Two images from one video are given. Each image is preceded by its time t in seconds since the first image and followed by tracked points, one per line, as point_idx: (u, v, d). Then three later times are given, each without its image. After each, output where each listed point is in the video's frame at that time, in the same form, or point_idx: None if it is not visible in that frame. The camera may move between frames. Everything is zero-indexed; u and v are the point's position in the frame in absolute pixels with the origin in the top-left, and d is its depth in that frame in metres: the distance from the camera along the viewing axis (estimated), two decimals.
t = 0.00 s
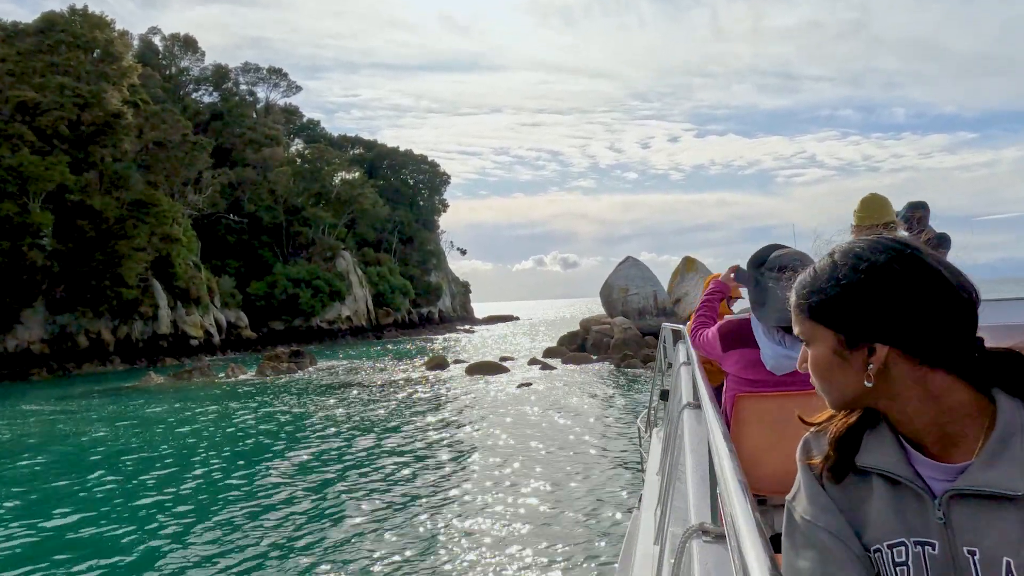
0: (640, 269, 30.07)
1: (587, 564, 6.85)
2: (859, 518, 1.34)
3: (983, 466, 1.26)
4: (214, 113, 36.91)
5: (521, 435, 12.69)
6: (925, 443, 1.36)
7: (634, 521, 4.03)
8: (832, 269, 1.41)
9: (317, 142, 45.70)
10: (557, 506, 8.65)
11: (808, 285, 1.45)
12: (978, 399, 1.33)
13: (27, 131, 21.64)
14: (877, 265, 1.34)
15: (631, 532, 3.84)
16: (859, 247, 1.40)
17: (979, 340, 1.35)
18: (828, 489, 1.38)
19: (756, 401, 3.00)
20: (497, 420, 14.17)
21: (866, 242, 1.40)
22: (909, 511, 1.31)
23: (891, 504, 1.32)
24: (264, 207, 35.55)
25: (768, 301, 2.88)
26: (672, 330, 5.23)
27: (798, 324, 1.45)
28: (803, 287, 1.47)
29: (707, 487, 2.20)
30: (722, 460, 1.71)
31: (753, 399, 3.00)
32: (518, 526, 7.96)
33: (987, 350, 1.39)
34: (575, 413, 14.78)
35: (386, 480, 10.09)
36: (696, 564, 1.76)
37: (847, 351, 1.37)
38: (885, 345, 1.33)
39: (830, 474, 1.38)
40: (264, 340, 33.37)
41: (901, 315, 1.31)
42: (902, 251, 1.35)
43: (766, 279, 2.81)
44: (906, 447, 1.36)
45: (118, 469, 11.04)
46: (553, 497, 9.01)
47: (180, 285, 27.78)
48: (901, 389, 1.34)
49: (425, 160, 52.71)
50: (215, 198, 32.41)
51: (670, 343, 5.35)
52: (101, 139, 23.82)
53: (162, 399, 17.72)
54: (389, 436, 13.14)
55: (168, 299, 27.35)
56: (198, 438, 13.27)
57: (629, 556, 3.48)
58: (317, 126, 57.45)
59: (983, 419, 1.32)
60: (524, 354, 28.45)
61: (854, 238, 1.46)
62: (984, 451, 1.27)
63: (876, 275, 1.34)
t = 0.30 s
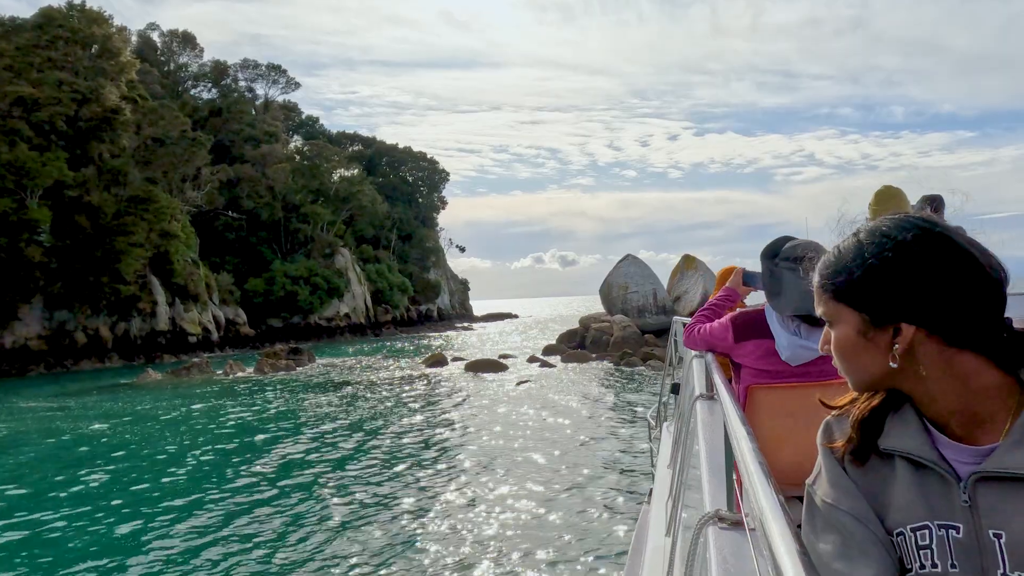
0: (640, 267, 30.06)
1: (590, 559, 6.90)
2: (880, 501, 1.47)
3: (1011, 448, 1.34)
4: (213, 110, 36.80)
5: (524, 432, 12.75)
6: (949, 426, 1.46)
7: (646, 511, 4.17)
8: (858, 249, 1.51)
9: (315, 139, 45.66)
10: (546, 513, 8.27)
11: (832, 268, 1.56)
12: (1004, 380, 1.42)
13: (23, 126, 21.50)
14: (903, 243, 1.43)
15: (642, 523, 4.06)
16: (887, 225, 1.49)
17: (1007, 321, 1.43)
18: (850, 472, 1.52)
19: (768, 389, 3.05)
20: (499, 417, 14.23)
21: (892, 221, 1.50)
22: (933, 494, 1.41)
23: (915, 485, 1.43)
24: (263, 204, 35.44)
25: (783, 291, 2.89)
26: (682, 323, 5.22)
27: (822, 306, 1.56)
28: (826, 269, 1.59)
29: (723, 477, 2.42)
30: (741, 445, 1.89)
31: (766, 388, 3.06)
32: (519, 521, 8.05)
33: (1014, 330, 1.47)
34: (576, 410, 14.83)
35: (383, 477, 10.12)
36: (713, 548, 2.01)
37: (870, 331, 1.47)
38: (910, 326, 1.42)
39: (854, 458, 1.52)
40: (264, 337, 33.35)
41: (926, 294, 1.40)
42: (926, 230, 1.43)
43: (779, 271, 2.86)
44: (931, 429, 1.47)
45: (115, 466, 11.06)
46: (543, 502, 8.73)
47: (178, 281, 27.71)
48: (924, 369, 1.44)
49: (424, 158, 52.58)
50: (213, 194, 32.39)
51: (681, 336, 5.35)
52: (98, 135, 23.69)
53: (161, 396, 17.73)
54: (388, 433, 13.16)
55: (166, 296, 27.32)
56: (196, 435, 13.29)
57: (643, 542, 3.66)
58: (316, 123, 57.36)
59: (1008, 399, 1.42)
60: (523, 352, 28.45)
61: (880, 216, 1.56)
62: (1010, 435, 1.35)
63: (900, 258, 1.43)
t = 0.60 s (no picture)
0: (639, 264, 30.02)
1: (589, 557, 6.88)
2: (889, 499, 1.44)
3: None
4: (211, 106, 36.68)
5: (523, 429, 12.74)
6: (964, 422, 1.43)
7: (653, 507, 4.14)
8: (872, 241, 1.48)
9: (314, 136, 45.57)
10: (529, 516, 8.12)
11: (842, 260, 1.54)
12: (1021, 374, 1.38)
13: (20, 121, 21.39)
14: (917, 235, 1.41)
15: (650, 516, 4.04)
16: (899, 217, 1.47)
17: None
18: (860, 468, 1.49)
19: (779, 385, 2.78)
20: (498, 415, 14.21)
21: (906, 212, 1.47)
22: (944, 492, 1.39)
23: (925, 482, 1.41)
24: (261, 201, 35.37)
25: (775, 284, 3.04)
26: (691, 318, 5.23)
27: (834, 298, 1.54)
28: (837, 260, 1.57)
29: (731, 472, 2.42)
30: (750, 441, 1.87)
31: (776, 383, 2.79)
32: (517, 518, 8.05)
33: None
34: (575, 408, 14.81)
35: (375, 475, 10.06)
36: (719, 543, 2.03)
37: (883, 326, 1.44)
38: (925, 320, 1.40)
39: (864, 454, 1.49)
40: (262, 334, 33.29)
41: (941, 286, 1.37)
42: (941, 222, 1.41)
43: (771, 266, 3.00)
44: (942, 425, 1.44)
45: (107, 463, 11.02)
46: (528, 503, 8.60)
47: (176, 278, 27.65)
48: (939, 365, 1.42)
49: (423, 155, 52.43)
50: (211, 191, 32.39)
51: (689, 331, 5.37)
52: (95, 131, 23.57)
53: (159, 393, 17.72)
54: (383, 431, 13.09)
55: (164, 292, 27.24)
56: (189, 432, 13.24)
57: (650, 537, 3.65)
58: (315, 120, 57.25)
59: None
60: (522, 349, 28.44)
61: (892, 207, 1.54)
62: None
63: (914, 250, 1.40)
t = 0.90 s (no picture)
0: (637, 261, 29.98)
1: (589, 554, 6.86)
2: (907, 497, 1.40)
3: None
4: (209, 101, 36.55)
5: (521, 427, 12.71)
6: (983, 421, 1.40)
7: (662, 504, 4.11)
8: (891, 236, 1.44)
9: (311, 131, 45.45)
10: (521, 513, 8.10)
11: (864, 255, 1.50)
12: None
13: (15, 115, 21.26)
14: (937, 233, 1.37)
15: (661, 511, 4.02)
16: (920, 213, 1.43)
17: None
18: (878, 466, 1.44)
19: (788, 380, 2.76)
20: (497, 412, 14.20)
21: (928, 208, 1.43)
22: (963, 490, 1.36)
23: (944, 481, 1.37)
24: (258, 196, 35.30)
25: (761, 286, 3.07)
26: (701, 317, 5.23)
27: (851, 296, 1.51)
28: (854, 257, 1.54)
29: (743, 468, 2.44)
30: (763, 437, 1.85)
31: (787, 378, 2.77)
32: (516, 515, 8.00)
33: None
34: (573, 405, 14.79)
35: (369, 473, 9.96)
36: (732, 537, 2.04)
37: (904, 324, 1.41)
38: (947, 318, 1.36)
39: (880, 451, 1.45)
40: (258, 330, 33.22)
41: (960, 285, 1.34)
42: (961, 219, 1.38)
43: (758, 267, 3.05)
44: (962, 423, 1.41)
45: (102, 459, 11.00)
46: (524, 499, 8.63)
47: (173, 274, 27.56)
48: (958, 360, 1.38)
49: (421, 150, 52.30)
50: (208, 186, 32.29)
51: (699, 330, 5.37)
52: (91, 125, 23.44)
53: (155, 389, 17.67)
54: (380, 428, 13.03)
55: (161, 288, 27.14)
56: (187, 428, 13.19)
57: (660, 532, 3.64)
58: (312, 115, 57.10)
59: None
60: (520, 346, 28.40)
61: (912, 205, 1.50)
62: None
63: (933, 245, 1.36)
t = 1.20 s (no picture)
0: (636, 259, 29.91)
1: (590, 554, 6.82)
2: (922, 497, 1.33)
3: None
4: (205, 97, 36.39)
5: (519, 426, 12.68)
6: (1002, 422, 1.34)
7: (672, 503, 4.07)
8: (907, 233, 1.38)
9: (308, 128, 45.29)
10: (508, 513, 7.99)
11: (878, 251, 1.44)
12: None
13: (10, 111, 21.14)
14: (954, 230, 1.31)
15: (669, 511, 3.99)
16: (939, 210, 1.37)
17: None
18: (892, 467, 1.38)
19: (800, 377, 2.71)
20: (494, 410, 14.15)
21: (945, 205, 1.38)
22: (980, 492, 1.30)
23: (959, 483, 1.31)
24: (254, 193, 35.18)
25: (760, 287, 3.07)
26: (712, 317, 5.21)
27: (865, 295, 1.46)
28: (868, 253, 1.48)
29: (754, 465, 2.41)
30: (777, 439, 1.79)
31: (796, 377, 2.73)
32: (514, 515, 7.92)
33: None
34: (571, 404, 14.75)
35: (358, 473, 9.84)
36: (742, 536, 2.02)
37: (918, 325, 1.36)
38: (965, 318, 1.31)
39: (895, 451, 1.38)
40: (255, 327, 33.09)
41: (979, 284, 1.28)
42: (979, 214, 1.32)
43: (756, 268, 3.06)
44: (979, 424, 1.35)
45: (92, 456, 10.95)
46: (514, 497, 8.56)
47: (170, 270, 27.43)
48: (977, 362, 1.33)
49: (419, 148, 52.14)
50: (205, 183, 32.15)
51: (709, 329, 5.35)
52: (87, 121, 23.32)
53: (150, 387, 17.56)
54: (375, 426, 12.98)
55: (157, 285, 27.02)
56: (180, 426, 13.12)
57: (669, 531, 3.61)
58: (310, 112, 56.90)
59: None
60: (518, 344, 28.32)
61: (930, 201, 1.44)
62: None
63: (952, 243, 1.31)
